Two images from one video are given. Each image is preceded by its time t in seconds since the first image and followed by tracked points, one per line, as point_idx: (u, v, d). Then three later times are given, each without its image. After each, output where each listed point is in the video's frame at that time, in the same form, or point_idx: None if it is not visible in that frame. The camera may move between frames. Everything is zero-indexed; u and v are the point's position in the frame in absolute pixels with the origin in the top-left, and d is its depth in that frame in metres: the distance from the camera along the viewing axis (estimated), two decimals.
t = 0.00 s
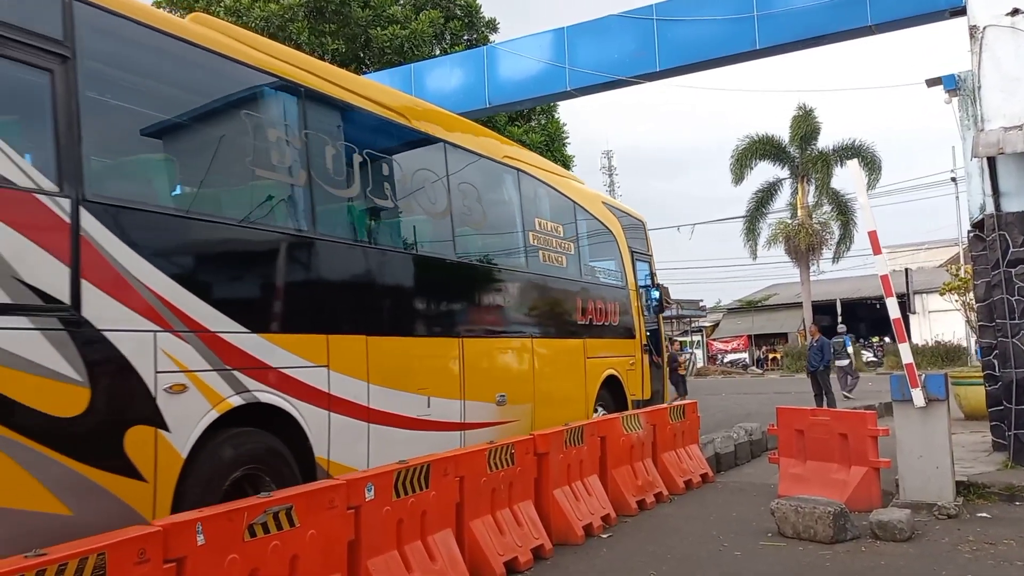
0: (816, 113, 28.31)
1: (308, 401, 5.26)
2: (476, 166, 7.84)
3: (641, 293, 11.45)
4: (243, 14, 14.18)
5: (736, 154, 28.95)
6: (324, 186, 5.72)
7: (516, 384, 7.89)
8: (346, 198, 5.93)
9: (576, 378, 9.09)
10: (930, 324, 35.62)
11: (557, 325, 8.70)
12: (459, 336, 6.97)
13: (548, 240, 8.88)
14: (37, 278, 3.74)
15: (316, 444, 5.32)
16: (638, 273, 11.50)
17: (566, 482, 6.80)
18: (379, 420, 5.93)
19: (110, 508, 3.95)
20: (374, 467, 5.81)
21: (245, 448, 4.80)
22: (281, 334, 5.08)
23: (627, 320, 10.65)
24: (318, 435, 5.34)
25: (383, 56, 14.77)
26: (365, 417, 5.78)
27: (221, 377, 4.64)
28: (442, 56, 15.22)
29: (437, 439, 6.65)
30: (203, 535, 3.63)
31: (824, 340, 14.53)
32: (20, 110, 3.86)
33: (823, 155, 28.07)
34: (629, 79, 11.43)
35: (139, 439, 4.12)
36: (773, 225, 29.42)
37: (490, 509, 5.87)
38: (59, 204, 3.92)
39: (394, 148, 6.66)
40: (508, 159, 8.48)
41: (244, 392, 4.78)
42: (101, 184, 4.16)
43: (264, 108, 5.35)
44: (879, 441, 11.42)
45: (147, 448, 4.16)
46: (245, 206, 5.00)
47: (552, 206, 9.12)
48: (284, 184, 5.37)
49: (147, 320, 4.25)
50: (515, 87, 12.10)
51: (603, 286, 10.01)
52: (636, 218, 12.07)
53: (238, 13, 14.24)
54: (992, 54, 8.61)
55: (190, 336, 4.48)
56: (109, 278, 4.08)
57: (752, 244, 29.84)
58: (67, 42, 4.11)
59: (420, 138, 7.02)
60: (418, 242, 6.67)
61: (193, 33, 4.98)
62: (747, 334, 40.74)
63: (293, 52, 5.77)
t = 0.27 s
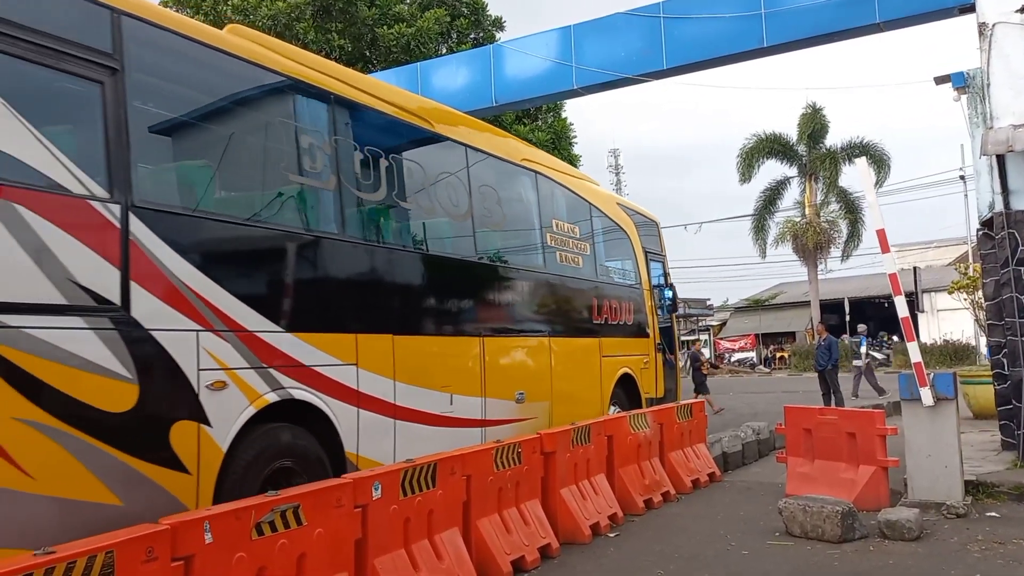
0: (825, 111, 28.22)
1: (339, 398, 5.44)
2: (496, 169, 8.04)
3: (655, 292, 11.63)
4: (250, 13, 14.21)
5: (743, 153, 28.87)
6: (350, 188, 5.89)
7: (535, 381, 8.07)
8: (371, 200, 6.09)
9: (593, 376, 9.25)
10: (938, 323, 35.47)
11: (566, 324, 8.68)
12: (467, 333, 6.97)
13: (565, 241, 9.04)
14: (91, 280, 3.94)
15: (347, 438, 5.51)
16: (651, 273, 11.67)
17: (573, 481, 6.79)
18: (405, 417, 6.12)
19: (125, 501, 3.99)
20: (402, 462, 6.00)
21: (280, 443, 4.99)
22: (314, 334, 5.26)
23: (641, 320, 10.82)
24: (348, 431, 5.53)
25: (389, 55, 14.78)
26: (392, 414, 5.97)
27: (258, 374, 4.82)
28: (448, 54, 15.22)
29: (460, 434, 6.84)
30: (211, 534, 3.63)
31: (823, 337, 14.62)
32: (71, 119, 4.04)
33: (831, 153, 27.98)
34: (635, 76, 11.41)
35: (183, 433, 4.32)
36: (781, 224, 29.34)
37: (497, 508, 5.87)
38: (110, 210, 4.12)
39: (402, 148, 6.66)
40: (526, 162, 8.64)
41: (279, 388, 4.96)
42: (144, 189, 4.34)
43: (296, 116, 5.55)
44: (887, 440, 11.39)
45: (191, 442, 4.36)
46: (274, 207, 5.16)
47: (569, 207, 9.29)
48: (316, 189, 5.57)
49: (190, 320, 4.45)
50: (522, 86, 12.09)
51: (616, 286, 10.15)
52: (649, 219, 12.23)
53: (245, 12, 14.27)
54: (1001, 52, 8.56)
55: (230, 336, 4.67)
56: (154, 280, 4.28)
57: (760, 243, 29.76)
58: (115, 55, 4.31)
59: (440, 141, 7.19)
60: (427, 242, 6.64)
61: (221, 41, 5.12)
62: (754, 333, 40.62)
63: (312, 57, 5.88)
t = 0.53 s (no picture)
0: (832, 110, 28.16)
1: (366, 394, 5.67)
2: (511, 170, 8.19)
3: (667, 291, 11.79)
4: (256, 13, 14.27)
5: (748, 151, 28.86)
6: (374, 192, 6.08)
7: (552, 378, 8.25)
8: (394, 203, 6.28)
9: (607, 373, 9.38)
10: (946, 321, 35.35)
11: (573, 323, 8.67)
12: (473, 332, 6.97)
13: (580, 242, 9.19)
14: (138, 281, 4.18)
15: (374, 433, 5.73)
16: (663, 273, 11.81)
17: (579, 480, 6.79)
18: (428, 412, 6.34)
19: (135, 495, 4.04)
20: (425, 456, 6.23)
21: (312, 436, 5.22)
22: (342, 332, 5.47)
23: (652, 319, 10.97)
24: (375, 426, 5.75)
25: (394, 54, 14.75)
26: (416, 410, 6.19)
27: (292, 372, 5.04)
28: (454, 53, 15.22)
29: (480, 430, 7.05)
30: (217, 533, 3.64)
31: (829, 333, 14.61)
32: (118, 127, 4.25)
33: (838, 151, 27.91)
34: (641, 75, 11.39)
35: (222, 427, 4.55)
36: (787, 222, 29.28)
37: (503, 506, 5.88)
38: (155, 213, 4.34)
39: (410, 147, 6.67)
40: (541, 164, 8.80)
41: (311, 384, 5.17)
42: (183, 195, 4.53)
43: (325, 122, 5.75)
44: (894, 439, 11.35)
45: (230, 436, 4.59)
46: (301, 210, 5.33)
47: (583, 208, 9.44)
48: (344, 193, 5.78)
49: (228, 319, 4.66)
50: (527, 85, 12.09)
51: (629, 285, 10.31)
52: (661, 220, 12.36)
53: (251, 12, 14.32)
54: (1008, 49, 8.54)
55: (265, 335, 4.89)
56: (196, 282, 4.50)
57: (766, 241, 29.70)
58: (159, 66, 4.52)
59: (459, 143, 7.35)
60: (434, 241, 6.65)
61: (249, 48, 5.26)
62: (760, 332, 40.54)
63: (325, 59, 5.97)
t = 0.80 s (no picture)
0: (838, 109, 28.10)
1: (391, 390, 5.87)
2: (529, 173, 8.36)
3: (678, 290, 11.94)
4: (262, 13, 14.31)
5: (755, 150, 28.87)
6: (397, 194, 6.27)
7: (568, 376, 8.42)
8: (415, 205, 6.46)
9: (620, 371, 9.54)
10: (952, 320, 35.24)
11: (581, 322, 8.67)
12: (480, 331, 6.97)
13: (593, 242, 9.34)
14: (178, 282, 4.38)
15: (399, 428, 5.94)
16: (674, 272, 11.95)
17: (585, 479, 6.78)
18: (450, 408, 6.55)
19: (147, 492, 4.08)
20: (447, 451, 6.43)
21: (340, 431, 5.44)
22: (367, 331, 5.68)
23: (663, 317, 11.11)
24: (399, 421, 5.96)
25: (399, 53, 14.76)
26: (438, 406, 6.39)
27: (322, 369, 5.25)
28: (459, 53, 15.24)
29: (499, 426, 7.25)
30: (224, 531, 3.65)
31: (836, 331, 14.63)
32: (159, 135, 4.46)
33: (844, 150, 27.85)
34: (646, 74, 11.38)
35: (257, 423, 4.76)
36: (793, 221, 29.24)
37: (509, 505, 5.88)
38: (194, 217, 4.54)
39: (416, 147, 6.68)
40: (557, 167, 8.96)
41: (339, 380, 5.38)
42: (219, 199, 4.72)
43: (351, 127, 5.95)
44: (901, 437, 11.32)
45: (264, 430, 4.80)
46: (328, 213, 5.51)
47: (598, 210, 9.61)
48: (369, 196, 5.98)
49: (262, 318, 4.86)
50: (533, 84, 12.09)
51: (642, 284, 10.49)
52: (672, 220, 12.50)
53: (257, 12, 14.37)
54: (1015, 47, 8.51)
55: (297, 333, 5.09)
56: (231, 281, 4.69)
57: (772, 240, 29.65)
58: (197, 76, 4.72)
59: (479, 147, 7.52)
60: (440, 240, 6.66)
61: (277, 55, 5.42)
62: (766, 331, 40.49)
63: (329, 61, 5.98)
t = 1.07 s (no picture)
0: (845, 107, 28.01)
1: (415, 386, 6.05)
2: (545, 175, 8.52)
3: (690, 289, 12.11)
4: (267, 13, 14.29)
5: (762, 149, 28.82)
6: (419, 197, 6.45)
7: (582, 374, 8.57)
8: (436, 207, 6.63)
9: (632, 370, 9.68)
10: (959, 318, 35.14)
11: (588, 321, 8.67)
12: (487, 329, 6.98)
13: (608, 242, 9.49)
14: (218, 283, 4.56)
15: (422, 423, 6.12)
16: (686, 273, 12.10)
17: (590, 478, 6.78)
18: (470, 405, 6.72)
19: (155, 491, 4.09)
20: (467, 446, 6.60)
21: (367, 427, 5.62)
22: (392, 329, 5.85)
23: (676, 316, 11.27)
24: (422, 417, 6.13)
25: (405, 52, 14.89)
26: (459, 403, 6.57)
27: (350, 365, 5.42)
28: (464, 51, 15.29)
29: (517, 422, 7.41)
30: (230, 530, 3.66)
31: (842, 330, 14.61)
32: (197, 141, 4.64)
33: (851, 149, 27.77)
34: (652, 72, 11.37)
35: (291, 418, 4.92)
36: (799, 219, 29.16)
37: (515, 504, 5.88)
38: (231, 220, 4.72)
39: (423, 145, 6.68)
40: (571, 168, 9.11)
41: (366, 377, 5.56)
42: (252, 202, 4.89)
43: (375, 132, 6.15)
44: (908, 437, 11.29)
45: (297, 425, 4.96)
46: (352, 215, 5.68)
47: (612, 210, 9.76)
48: (394, 198, 6.17)
49: (293, 317, 5.04)
50: (539, 83, 12.09)
51: (654, 284, 10.64)
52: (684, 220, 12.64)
53: (262, 12, 14.36)
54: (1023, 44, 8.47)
55: (326, 331, 5.27)
56: (265, 280, 4.87)
57: (777, 238, 29.59)
58: (233, 85, 4.92)
59: (496, 149, 7.67)
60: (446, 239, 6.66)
61: (302, 62, 5.59)
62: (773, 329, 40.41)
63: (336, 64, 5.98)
